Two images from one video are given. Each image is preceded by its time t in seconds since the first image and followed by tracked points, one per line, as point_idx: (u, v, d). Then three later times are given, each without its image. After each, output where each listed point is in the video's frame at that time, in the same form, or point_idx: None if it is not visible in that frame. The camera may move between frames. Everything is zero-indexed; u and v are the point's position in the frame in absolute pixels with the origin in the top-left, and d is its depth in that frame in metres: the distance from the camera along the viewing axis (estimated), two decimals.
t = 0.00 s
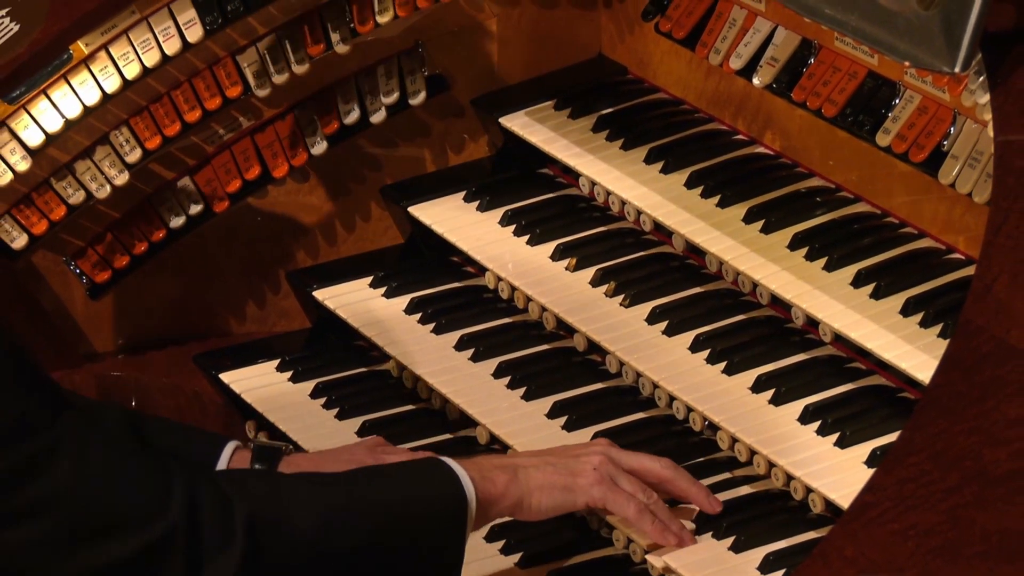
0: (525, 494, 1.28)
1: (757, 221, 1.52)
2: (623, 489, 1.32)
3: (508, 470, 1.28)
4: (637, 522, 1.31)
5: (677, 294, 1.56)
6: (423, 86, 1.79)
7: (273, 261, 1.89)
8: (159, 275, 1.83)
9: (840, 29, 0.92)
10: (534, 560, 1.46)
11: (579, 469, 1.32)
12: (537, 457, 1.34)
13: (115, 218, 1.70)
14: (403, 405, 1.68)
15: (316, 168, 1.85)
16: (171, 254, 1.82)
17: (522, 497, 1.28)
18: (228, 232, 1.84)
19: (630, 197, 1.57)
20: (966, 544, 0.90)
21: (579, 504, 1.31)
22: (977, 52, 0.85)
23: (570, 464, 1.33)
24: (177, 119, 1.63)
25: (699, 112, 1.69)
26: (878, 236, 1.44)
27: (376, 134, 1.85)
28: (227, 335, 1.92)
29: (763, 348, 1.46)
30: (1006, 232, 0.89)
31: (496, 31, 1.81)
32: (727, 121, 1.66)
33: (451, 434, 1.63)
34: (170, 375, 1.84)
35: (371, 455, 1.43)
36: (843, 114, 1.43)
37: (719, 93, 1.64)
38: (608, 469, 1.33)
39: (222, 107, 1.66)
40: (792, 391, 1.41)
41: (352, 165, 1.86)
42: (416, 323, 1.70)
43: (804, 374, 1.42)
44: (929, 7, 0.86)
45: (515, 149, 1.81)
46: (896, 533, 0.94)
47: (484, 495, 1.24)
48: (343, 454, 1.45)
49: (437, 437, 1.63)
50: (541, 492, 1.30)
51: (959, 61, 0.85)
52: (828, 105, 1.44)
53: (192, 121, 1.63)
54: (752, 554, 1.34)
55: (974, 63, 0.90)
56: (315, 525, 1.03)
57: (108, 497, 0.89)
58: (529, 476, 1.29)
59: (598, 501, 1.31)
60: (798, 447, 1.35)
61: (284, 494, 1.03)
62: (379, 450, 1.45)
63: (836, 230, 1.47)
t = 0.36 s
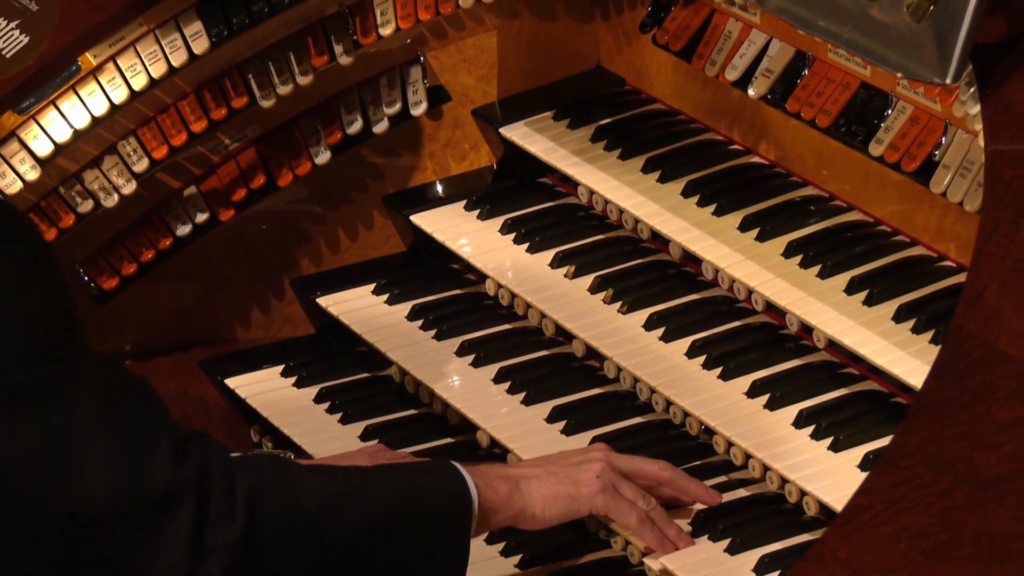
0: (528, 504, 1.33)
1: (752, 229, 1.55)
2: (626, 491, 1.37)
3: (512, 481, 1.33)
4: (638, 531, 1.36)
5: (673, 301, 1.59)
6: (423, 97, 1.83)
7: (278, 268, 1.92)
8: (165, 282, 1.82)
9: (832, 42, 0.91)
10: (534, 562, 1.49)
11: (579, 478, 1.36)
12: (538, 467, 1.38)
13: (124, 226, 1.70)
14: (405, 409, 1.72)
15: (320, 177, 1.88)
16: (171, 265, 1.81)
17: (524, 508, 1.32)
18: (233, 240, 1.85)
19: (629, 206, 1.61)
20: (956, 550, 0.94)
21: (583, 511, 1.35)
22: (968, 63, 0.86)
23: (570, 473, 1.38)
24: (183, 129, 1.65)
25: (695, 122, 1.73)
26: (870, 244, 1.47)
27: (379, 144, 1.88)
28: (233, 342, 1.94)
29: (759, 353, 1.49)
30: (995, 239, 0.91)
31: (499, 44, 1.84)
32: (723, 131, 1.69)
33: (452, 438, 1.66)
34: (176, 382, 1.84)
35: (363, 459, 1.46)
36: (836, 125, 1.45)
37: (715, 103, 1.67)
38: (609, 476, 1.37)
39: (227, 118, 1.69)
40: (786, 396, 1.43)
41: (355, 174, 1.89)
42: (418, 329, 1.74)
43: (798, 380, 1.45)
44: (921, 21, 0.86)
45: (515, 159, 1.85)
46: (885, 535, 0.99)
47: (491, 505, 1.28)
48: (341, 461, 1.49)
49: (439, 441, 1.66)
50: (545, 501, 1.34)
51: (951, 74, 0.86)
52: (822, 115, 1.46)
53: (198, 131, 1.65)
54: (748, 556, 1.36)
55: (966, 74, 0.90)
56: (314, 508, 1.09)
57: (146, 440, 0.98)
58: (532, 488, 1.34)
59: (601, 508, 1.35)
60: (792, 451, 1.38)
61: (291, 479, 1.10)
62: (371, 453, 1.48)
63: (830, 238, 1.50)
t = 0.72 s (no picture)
0: (528, 547, 1.27)
1: (748, 237, 1.58)
2: (626, 536, 1.31)
3: (512, 521, 1.27)
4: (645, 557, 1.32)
5: (670, 307, 1.62)
6: (425, 107, 1.87)
7: (283, 276, 1.95)
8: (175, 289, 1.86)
9: (827, 53, 0.93)
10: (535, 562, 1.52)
11: (580, 522, 1.31)
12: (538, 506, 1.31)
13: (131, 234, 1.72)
14: (407, 413, 1.74)
15: (324, 187, 1.90)
16: (180, 273, 1.85)
17: (525, 548, 1.27)
18: (240, 246, 1.89)
19: (626, 214, 1.64)
20: (948, 549, 1.01)
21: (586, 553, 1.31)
22: (958, 76, 0.87)
23: (571, 517, 1.31)
24: (190, 139, 1.67)
25: (691, 131, 1.76)
26: (864, 251, 1.50)
27: (381, 153, 1.91)
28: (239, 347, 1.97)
29: (754, 358, 1.52)
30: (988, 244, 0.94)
31: (499, 54, 1.87)
32: (719, 140, 1.72)
33: (453, 442, 1.69)
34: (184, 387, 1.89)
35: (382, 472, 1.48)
36: (830, 135, 1.48)
37: (711, 113, 1.70)
38: (605, 514, 1.32)
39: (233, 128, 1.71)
40: (781, 401, 1.46)
41: (358, 184, 1.92)
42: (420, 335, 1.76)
43: (793, 385, 1.48)
44: (914, 32, 0.88)
45: (515, 168, 1.88)
46: (879, 537, 1.05)
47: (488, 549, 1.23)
48: (354, 460, 1.50)
49: (440, 444, 1.69)
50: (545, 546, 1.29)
51: (944, 85, 0.87)
52: (816, 126, 1.49)
53: (204, 141, 1.68)
54: (744, 557, 1.39)
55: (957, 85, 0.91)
56: (325, 520, 1.09)
57: (192, 425, 1.01)
58: (531, 530, 1.28)
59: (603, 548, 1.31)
60: (787, 455, 1.40)
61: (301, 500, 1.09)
62: (390, 466, 1.50)
63: (823, 246, 1.53)
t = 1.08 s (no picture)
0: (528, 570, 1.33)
1: (743, 245, 1.61)
2: (623, 553, 1.35)
3: (511, 546, 1.33)
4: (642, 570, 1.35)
5: (667, 314, 1.65)
6: (427, 117, 1.88)
7: (288, 283, 1.99)
8: (180, 297, 1.91)
9: (823, 64, 0.99)
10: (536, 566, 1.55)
11: (578, 543, 1.35)
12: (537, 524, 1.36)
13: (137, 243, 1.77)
14: (409, 418, 1.77)
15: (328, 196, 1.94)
16: (188, 278, 1.90)
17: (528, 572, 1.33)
18: (246, 254, 1.92)
19: (625, 222, 1.67)
20: (942, 549, 1.04)
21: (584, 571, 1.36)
22: (950, 86, 0.91)
23: (569, 536, 1.35)
24: (196, 148, 1.71)
25: (688, 142, 1.80)
26: (856, 259, 1.53)
27: (384, 163, 1.94)
28: (244, 353, 2.01)
29: (749, 364, 1.55)
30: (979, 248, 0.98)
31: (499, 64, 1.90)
32: (715, 150, 1.76)
33: (455, 445, 1.72)
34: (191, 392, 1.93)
35: (386, 471, 1.53)
36: (824, 144, 1.50)
37: (707, 123, 1.74)
38: (604, 533, 1.36)
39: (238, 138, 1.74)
40: (776, 406, 1.49)
41: (362, 192, 1.95)
42: (422, 341, 1.79)
43: (788, 390, 1.51)
44: (904, 45, 0.93)
45: (516, 177, 1.91)
46: (876, 540, 1.06)
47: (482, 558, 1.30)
48: (358, 459, 1.54)
49: (442, 448, 1.72)
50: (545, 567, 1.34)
51: (932, 95, 0.91)
52: (810, 136, 1.52)
53: (210, 150, 1.72)
54: (740, 559, 1.41)
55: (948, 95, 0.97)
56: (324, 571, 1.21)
57: (200, 499, 1.17)
58: (532, 553, 1.34)
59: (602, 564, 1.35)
60: (782, 458, 1.43)
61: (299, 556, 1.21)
62: (394, 465, 1.55)
63: (817, 253, 1.56)
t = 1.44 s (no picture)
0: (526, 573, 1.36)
1: (739, 252, 1.64)
2: (619, 562, 1.36)
3: (512, 550, 1.36)
4: None
5: (664, 320, 1.68)
6: (428, 127, 1.93)
7: (292, 289, 2.02)
8: (186, 303, 1.95)
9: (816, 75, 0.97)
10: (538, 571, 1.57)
11: (574, 547, 1.37)
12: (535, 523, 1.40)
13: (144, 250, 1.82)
14: (411, 422, 1.80)
15: (331, 204, 1.97)
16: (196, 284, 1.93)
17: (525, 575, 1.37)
18: (250, 261, 1.96)
19: (623, 230, 1.71)
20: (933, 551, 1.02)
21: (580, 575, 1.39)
22: (941, 97, 0.91)
23: (567, 539, 1.38)
24: (203, 158, 1.75)
25: (684, 150, 1.83)
26: (851, 265, 1.56)
27: (386, 172, 1.97)
28: (249, 358, 2.04)
29: (744, 369, 1.58)
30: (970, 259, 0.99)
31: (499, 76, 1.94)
32: (711, 159, 1.79)
33: (456, 449, 1.75)
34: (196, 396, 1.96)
35: (382, 467, 1.58)
36: (818, 153, 1.53)
37: (703, 133, 1.77)
38: (600, 539, 1.38)
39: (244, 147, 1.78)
40: (772, 410, 1.52)
41: (364, 200, 1.98)
42: (423, 346, 1.83)
43: (783, 394, 1.54)
44: (896, 56, 0.92)
45: (516, 185, 1.94)
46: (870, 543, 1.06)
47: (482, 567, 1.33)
48: (355, 460, 1.60)
49: (444, 451, 1.74)
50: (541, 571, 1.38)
51: (926, 106, 0.91)
52: (805, 145, 1.55)
53: (216, 159, 1.76)
54: (736, 563, 1.44)
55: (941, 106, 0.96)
56: None
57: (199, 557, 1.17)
58: (530, 556, 1.37)
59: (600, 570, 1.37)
60: (776, 461, 1.46)
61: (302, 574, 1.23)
62: (391, 463, 1.59)
63: (812, 260, 1.58)
